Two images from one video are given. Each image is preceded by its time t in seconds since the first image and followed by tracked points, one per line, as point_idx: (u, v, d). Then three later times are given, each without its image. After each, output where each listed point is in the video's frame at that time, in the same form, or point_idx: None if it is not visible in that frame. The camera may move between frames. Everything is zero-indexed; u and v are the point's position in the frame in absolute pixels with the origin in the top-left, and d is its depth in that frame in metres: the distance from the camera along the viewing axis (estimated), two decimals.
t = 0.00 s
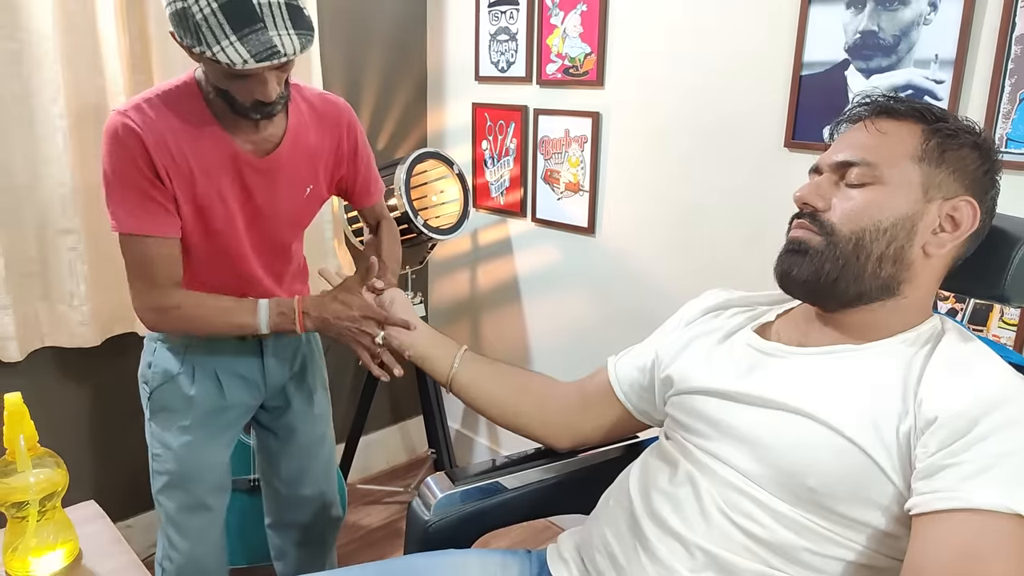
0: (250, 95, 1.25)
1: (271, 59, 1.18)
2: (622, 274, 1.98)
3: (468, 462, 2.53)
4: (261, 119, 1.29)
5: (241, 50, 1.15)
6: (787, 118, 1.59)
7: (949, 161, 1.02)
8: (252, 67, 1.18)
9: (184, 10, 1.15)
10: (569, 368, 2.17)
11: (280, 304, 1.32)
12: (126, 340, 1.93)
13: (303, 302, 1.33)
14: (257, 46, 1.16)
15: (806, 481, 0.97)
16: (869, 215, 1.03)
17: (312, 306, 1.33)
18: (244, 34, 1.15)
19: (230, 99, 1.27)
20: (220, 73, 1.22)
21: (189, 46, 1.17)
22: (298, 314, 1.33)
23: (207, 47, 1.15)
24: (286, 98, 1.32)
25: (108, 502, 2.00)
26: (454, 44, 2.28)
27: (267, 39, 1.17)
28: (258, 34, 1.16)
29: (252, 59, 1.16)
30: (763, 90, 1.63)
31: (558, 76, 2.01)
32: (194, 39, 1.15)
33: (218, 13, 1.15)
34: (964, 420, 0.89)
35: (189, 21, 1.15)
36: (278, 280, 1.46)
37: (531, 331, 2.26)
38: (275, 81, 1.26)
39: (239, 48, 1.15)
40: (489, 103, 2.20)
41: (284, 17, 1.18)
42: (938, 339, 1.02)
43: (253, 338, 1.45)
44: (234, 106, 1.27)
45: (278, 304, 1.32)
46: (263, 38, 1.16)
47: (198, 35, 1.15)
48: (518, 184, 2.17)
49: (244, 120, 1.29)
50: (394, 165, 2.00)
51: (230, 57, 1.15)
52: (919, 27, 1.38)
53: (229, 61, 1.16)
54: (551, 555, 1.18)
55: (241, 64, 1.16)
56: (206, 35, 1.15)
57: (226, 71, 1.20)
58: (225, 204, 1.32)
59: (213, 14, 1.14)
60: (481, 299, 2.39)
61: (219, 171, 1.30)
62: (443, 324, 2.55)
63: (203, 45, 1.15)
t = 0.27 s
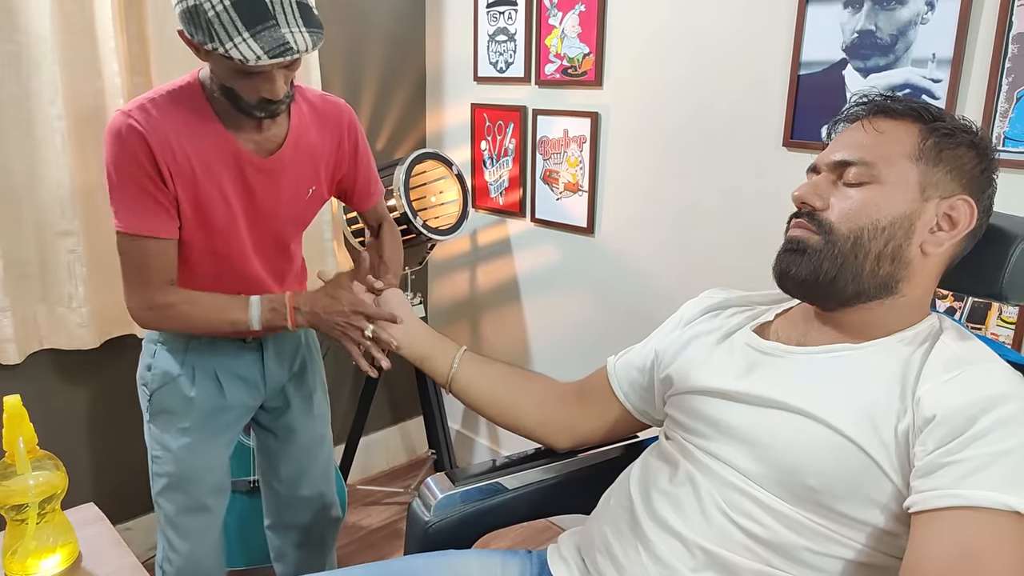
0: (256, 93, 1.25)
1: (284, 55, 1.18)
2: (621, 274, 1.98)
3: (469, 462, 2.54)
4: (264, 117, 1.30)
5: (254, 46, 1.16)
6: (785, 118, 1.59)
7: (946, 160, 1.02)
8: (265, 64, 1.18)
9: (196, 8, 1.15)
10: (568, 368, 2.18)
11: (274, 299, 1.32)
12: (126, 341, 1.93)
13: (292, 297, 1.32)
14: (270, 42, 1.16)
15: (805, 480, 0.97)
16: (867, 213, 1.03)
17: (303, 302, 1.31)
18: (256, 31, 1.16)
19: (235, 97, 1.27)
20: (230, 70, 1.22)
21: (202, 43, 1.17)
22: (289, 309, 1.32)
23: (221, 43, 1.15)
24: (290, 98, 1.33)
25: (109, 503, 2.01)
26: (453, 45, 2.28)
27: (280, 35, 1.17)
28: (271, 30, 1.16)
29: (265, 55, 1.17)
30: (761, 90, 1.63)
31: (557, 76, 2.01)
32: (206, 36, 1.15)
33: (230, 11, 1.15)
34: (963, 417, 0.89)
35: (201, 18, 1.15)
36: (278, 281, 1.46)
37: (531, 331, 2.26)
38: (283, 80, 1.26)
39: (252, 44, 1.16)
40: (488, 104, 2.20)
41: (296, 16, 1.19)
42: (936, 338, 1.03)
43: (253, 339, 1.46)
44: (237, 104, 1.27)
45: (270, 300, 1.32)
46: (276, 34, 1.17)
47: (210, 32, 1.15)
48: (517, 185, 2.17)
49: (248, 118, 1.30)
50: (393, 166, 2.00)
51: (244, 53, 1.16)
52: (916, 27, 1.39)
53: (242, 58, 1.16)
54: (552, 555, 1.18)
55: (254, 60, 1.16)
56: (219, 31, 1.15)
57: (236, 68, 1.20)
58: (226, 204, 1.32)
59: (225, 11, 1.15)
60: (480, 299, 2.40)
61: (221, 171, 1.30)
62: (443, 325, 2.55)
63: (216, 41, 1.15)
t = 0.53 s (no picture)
0: (260, 93, 1.25)
1: (289, 55, 1.17)
2: (622, 273, 1.98)
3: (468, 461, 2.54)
4: (268, 117, 1.29)
5: (259, 45, 1.15)
6: (786, 117, 1.59)
7: (948, 159, 1.02)
8: (270, 64, 1.18)
9: (203, 8, 1.16)
10: (569, 367, 2.18)
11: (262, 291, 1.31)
12: (126, 339, 1.93)
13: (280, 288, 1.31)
14: (276, 41, 1.16)
15: (806, 480, 0.97)
16: (869, 213, 1.03)
17: (291, 294, 1.31)
18: (262, 30, 1.15)
19: (239, 97, 1.26)
20: (235, 70, 1.22)
21: (207, 43, 1.16)
22: (278, 301, 1.31)
23: (226, 42, 1.15)
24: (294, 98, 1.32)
25: (109, 501, 2.01)
26: (454, 44, 2.28)
27: (285, 35, 1.17)
28: (277, 30, 1.16)
29: (270, 54, 1.16)
30: (763, 90, 1.63)
31: (558, 75, 2.01)
32: (212, 35, 1.15)
33: (236, 10, 1.15)
34: (964, 417, 0.89)
35: (207, 18, 1.15)
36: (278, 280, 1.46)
37: (531, 330, 2.27)
38: (287, 81, 1.26)
39: (257, 44, 1.15)
40: (489, 103, 2.20)
41: (302, 18, 1.19)
42: (937, 338, 1.03)
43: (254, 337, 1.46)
44: (241, 103, 1.27)
45: (258, 292, 1.31)
46: (281, 35, 1.17)
47: (216, 31, 1.15)
48: (518, 184, 2.17)
49: (252, 117, 1.29)
50: (394, 164, 2.00)
51: (249, 52, 1.15)
52: (917, 27, 1.39)
53: (247, 57, 1.15)
54: (552, 553, 1.18)
55: (259, 59, 1.16)
56: (224, 30, 1.15)
57: (240, 67, 1.21)
58: (228, 203, 1.32)
59: (230, 11, 1.15)
60: (481, 298, 2.40)
61: (223, 170, 1.30)
62: (444, 324, 2.55)
63: (221, 40, 1.15)
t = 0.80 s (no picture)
0: (261, 92, 1.25)
1: (287, 54, 1.17)
2: (623, 275, 1.99)
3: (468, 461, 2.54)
4: (268, 116, 1.29)
5: (257, 43, 1.15)
6: (787, 120, 1.60)
7: (950, 163, 1.02)
8: (269, 62, 1.17)
9: (202, 6, 1.16)
10: (569, 368, 2.18)
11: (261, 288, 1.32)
12: (127, 338, 1.93)
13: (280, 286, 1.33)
14: (274, 40, 1.16)
15: (807, 482, 0.97)
16: (871, 217, 1.03)
17: (288, 292, 1.32)
18: (260, 29, 1.15)
19: (239, 96, 1.26)
20: (235, 70, 1.23)
21: (207, 41, 1.17)
22: (275, 299, 1.32)
23: (225, 40, 1.15)
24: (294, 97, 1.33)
25: (109, 500, 2.01)
26: (456, 45, 2.28)
27: (284, 34, 1.17)
28: (275, 28, 1.16)
29: (269, 52, 1.16)
30: (765, 94, 1.63)
31: (560, 77, 2.01)
32: (211, 33, 1.16)
33: (236, 9, 1.16)
34: (965, 420, 0.89)
35: (207, 16, 1.15)
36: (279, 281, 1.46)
37: (531, 331, 2.27)
38: (287, 80, 1.26)
39: (256, 42, 1.15)
40: (490, 104, 2.21)
41: (301, 16, 1.19)
42: (939, 341, 1.03)
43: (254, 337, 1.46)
44: (242, 102, 1.27)
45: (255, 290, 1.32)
46: (280, 33, 1.16)
47: (215, 29, 1.15)
48: (520, 185, 2.17)
49: (250, 118, 1.30)
50: (396, 165, 2.00)
51: (247, 50, 1.15)
52: (919, 31, 1.39)
53: (245, 55, 1.15)
54: (553, 554, 1.18)
55: (257, 57, 1.16)
56: (223, 29, 1.15)
57: (239, 66, 1.21)
58: (228, 203, 1.32)
59: (230, 9, 1.15)
60: (482, 299, 2.40)
61: (224, 170, 1.30)
62: (444, 324, 2.55)
63: (220, 39, 1.15)
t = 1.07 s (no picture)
0: (257, 92, 1.24)
1: (278, 56, 1.17)
2: (623, 276, 1.99)
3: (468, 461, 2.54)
4: (265, 115, 1.29)
5: (248, 45, 1.15)
6: (789, 122, 1.60)
7: (952, 165, 1.03)
8: (259, 63, 1.17)
9: (194, 6, 1.15)
10: (569, 368, 2.18)
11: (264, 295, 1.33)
12: (128, 338, 1.93)
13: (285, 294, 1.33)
14: (265, 41, 1.16)
15: (808, 483, 0.97)
16: (873, 218, 1.04)
17: (294, 300, 1.33)
18: (251, 30, 1.15)
19: (235, 95, 1.26)
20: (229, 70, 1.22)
21: (199, 42, 1.16)
22: (280, 306, 1.33)
23: (216, 41, 1.15)
24: (292, 96, 1.32)
25: (110, 499, 2.01)
26: (458, 46, 2.28)
27: (275, 35, 1.16)
28: (266, 30, 1.16)
29: (259, 54, 1.16)
30: (766, 95, 1.64)
31: (562, 78, 2.01)
32: (203, 34, 1.15)
33: (227, 9, 1.15)
34: (967, 422, 0.90)
35: (199, 17, 1.15)
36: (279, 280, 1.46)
37: (532, 331, 2.27)
38: (283, 79, 1.25)
39: (247, 44, 1.15)
40: (491, 105, 2.21)
41: (292, 16, 1.19)
42: (940, 343, 1.03)
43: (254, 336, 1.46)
44: (239, 102, 1.27)
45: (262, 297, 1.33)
46: (271, 34, 1.16)
47: (207, 30, 1.15)
48: (520, 186, 2.17)
49: (249, 116, 1.29)
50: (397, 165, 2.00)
51: (237, 52, 1.15)
52: (920, 33, 1.39)
53: (236, 57, 1.15)
54: (554, 554, 1.18)
55: (248, 59, 1.15)
56: (215, 30, 1.15)
57: (233, 67, 1.20)
58: (228, 204, 1.32)
59: (221, 10, 1.15)
60: (482, 300, 2.40)
61: (224, 170, 1.30)
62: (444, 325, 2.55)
63: (211, 40, 1.15)
